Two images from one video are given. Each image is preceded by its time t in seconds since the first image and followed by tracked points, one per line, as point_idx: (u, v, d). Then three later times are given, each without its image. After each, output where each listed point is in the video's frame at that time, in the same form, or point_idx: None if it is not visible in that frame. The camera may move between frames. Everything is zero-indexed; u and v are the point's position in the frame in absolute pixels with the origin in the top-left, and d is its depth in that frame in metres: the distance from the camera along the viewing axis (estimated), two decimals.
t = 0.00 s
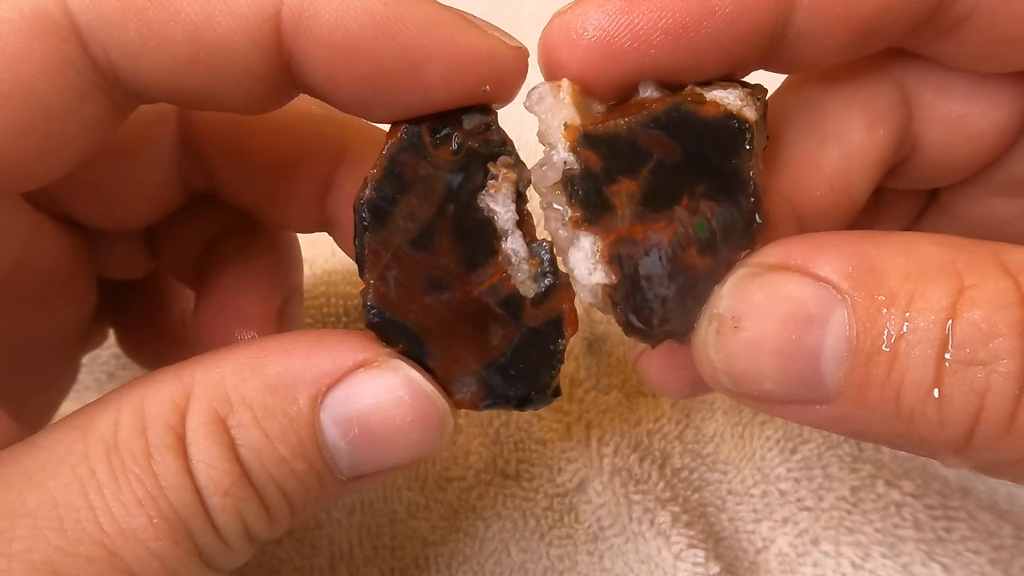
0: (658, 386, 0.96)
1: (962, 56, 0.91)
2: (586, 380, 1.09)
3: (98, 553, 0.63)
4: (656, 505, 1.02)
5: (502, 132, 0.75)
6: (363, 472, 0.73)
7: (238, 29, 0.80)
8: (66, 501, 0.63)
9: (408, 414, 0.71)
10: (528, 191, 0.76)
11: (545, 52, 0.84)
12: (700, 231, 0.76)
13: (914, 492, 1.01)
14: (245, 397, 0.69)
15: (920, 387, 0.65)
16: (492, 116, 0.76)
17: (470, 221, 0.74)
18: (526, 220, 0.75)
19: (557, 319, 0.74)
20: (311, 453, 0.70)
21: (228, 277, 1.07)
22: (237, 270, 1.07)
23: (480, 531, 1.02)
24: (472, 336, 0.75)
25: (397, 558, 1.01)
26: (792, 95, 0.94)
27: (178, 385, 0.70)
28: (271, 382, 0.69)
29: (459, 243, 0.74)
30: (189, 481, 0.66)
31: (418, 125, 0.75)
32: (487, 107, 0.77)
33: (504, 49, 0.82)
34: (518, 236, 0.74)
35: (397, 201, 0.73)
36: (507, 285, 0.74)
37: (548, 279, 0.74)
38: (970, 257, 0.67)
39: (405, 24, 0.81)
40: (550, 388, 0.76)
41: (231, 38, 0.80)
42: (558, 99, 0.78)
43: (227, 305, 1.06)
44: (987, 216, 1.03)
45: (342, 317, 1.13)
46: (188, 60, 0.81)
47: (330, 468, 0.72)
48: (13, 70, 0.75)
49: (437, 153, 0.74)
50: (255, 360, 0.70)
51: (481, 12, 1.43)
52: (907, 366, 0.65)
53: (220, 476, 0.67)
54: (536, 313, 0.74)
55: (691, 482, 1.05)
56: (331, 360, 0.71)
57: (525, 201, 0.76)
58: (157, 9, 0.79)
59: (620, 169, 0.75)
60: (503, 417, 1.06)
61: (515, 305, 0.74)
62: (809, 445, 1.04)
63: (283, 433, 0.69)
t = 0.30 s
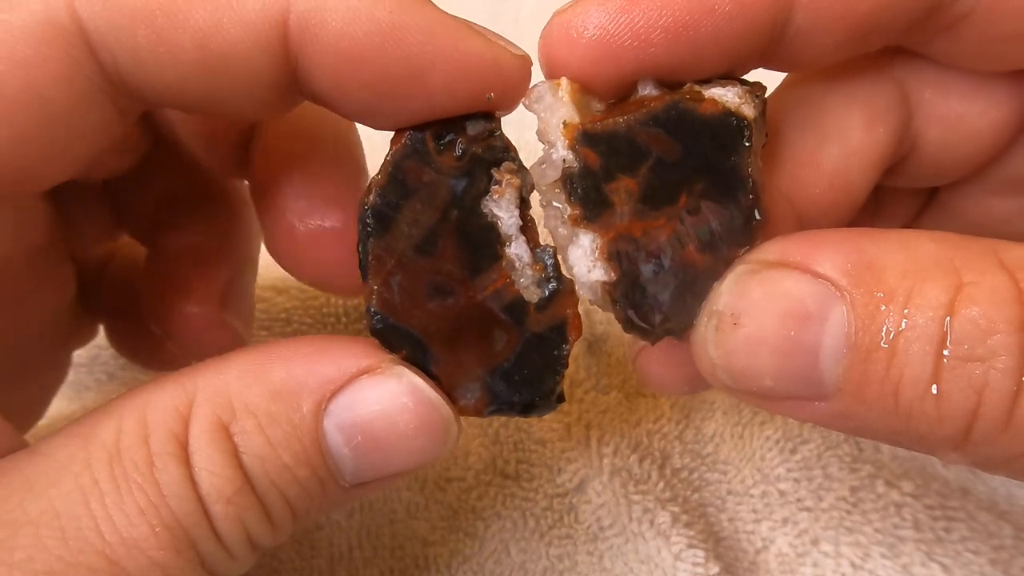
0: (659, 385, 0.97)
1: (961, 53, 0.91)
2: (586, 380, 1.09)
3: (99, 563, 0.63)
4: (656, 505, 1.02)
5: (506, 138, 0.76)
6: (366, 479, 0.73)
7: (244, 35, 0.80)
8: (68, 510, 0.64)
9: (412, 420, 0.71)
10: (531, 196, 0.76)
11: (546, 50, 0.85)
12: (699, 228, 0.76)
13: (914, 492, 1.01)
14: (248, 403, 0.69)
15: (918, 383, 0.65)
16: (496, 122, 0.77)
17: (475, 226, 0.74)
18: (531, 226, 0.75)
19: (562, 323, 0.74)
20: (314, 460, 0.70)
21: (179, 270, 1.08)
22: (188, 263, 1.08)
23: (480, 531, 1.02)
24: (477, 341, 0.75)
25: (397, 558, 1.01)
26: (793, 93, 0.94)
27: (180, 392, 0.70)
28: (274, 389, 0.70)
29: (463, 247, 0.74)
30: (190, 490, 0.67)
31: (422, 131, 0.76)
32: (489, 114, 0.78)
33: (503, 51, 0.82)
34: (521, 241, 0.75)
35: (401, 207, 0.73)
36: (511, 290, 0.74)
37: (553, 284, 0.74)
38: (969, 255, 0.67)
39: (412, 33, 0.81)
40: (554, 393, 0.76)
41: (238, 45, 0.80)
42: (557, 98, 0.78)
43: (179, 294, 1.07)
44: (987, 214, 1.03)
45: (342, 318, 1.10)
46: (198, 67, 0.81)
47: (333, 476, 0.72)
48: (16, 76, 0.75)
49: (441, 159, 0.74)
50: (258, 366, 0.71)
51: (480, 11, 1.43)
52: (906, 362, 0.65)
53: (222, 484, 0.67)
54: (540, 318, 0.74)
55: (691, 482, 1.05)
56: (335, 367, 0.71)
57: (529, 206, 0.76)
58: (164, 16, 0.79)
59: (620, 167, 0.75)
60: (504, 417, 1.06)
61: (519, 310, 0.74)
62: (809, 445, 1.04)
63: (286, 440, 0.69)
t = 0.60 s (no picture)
0: (659, 382, 0.97)
1: (954, 56, 0.92)
2: (585, 380, 1.09)
3: (116, 547, 0.66)
4: (656, 505, 1.03)
5: (500, 130, 0.78)
6: (372, 463, 0.74)
7: (249, 32, 0.82)
8: (84, 498, 0.66)
9: (416, 406, 0.72)
10: (527, 186, 0.79)
11: (546, 54, 0.86)
12: (698, 227, 0.77)
13: (914, 492, 1.02)
14: (255, 390, 0.71)
15: (912, 379, 0.66)
16: (490, 115, 0.79)
17: (472, 216, 0.76)
18: (526, 214, 0.78)
19: (558, 310, 0.77)
20: (322, 448, 0.72)
21: (84, 237, 1.12)
22: (98, 228, 1.11)
23: (480, 530, 1.03)
24: (477, 329, 0.77)
25: (398, 558, 1.03)
26: (790, 96, 0.95)
27: (189, 381, 0.71)
28: (282, 376, 0.71)
29: (461, 238, 0.76)
30: (202, 476, 0.69)
31: (417, 124, 0.77)
32: (484, 106, 0.79)
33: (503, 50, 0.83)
34: (518, 229, 0.77)
35: (399, 199, 0.75)
36: (509, 279, 0.76)
37: (549, 271, 0.77)
38: (961, 255, 0.68)
39: (410, 27, 0.83)
40: (554, 376, 0.78)
41: (237, 38, 0.82)
42: (557, 100, 0.79)
43: (113, 253, 1.12)
44: (986, 214, 1.04)
45: (342, 318, 1.09)
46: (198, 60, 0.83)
47: (339, 460, 0.73)
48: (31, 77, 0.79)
49: (436, 151, 0.76)
50: (263, 355, 0.72)
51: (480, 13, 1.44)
52: (900, 359, 0.66)
53: (233, 470, 0.70)
54: (537, 305, 0.77)
55: (691, 482, 1.06)
56: (338, 355, 0.72)
57: (524, 196, 0.79)
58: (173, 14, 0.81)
59: (618, 169, 0.77)
60: (503, 417, 1.07)
61: (517, 297, 0.76)
62: (809, 445, 1.05)
63: (296, 426, 0.71)
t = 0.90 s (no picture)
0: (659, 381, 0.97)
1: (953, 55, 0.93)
2: (586, 379, 1.10)
3: (115, 549, 0.66)
4: (656, 505, 1.04)
5: (505, 124, 0.78)
6: (367, 461, 0.75)
7: (248, 33, 0.83)
8: (81, 501, 0.67)
9: (412, 404, 0.73)
10: (529, 183, 0.78)
11: (544, 47, 0.87)
12: (700, 225, 0.77)
13: (914, 492, 1.02)
14: (249, 391, 0.71)
15: (914, 375, 0.66)
16: (494, 108, 0.79)
17: (473, 212, 0.77)
18: (528, 212, 0.78)
19: (558, 308, 0.77)
20: (316, 445, 0.72)
21: (76, 223, 1.14)
22: (86, 213, 1.13)
23: (480, 530, 1.03)
24: (475, 328, 0.78)
25: (397, 557, 1.03)
26: (789, 96, 0.95)
27: (182, 381, 0.72)
28: (275, 376, 0.71)
29: (462, 234, 0.77)
30: (197, 476, 0.69)
31: (420, 118, 0.78)
32: (490, 100, 0.80)
33: (504, 50, 0.84)
34: (520, 227, 0.77)
35: (400, 193, 0.76)
36: (510, 276, 0.77)
37: (550, 270, 0.77)
38: (965, 253, 0.69)
39: (415, 23, 0.84)
40: (551, 377, 0.78)
41: (237, 37, 0.83)
42: (561, 99, 0.79)
43: (102, 233, 1.14)
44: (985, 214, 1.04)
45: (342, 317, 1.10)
46: (200, 58, 0.83)
47: (334, 458, 0.74)
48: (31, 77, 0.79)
49: (440, 145, 0.76)
50: (259, 354, 0.73)
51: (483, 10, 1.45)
52: (903, 356, 0.66)
53: (229, 470, 0.70)
54: (537, 303, 0.77)
55: (691, 482, 1.06)
56: (333, 353, 0.73)
57: (527, 193, 0.79)
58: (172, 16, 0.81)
59: (622, 167, 0.77)
60: (503, 417, 1.07)
61: (518, 295, 0.77)
62: (809, 445, 1.05)
63: (290, 426, 0.71)
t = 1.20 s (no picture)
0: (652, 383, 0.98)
1: (948, 59, 0.94)
2: (586, 379, 1.10)
3: (115, 552, 0.67)
4: (656, 505, 1.04)
5: (500, 125, 0.79)
6: (366, 461, 0.75)
7: (246, 37, 0.83)
8: (81, 504, 0.67)
9: (410, 405, 0.73)
10: (525, 183, 0.79)
11: (541, 52, 0.86)
12: (694, 231, 0.78)
13: (914, 492, 1.03)
14: (248, 393, 0.72)
15: (898, 387, 0.67)
16: (490, 110, 0.80)
17: (468, 211, 0.77)
18: (523, 213, 0.78)
19: (556, 308, 0.77)
20: (315, 446, 0.73)
21: (75, 222, 1.14)
22: (85, 215, 1.14)
23: (480, 530, 1.04)
24: (472, 329, 0.78)
25: (397, 557, 1.04)
26: (786, 96, 0.96)
27: (180, 384, 0.72)
28: (275, 377, 0.72)
29: (457, 235, 0.77)
30: (197, 477, 0.70)
31: (416, 119, 0.78)
32: (487, 102, 0.81)
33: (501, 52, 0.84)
34: (516, 227, 0.77)
35: (396, 194, 0.76)
36: (506, 276, 0.77)
37: (546, 270, 0.77)
38: (949, 263, 0.70)
39: (416, 25, 0.84)
40: (549, 377, 0.78)
41: (239, 39, 0.83)
42: (559, 101, 0.79)
43: (101, 234, 1.14)
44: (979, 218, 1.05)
45: (342, 316, 1.10)
46: (203, 61, 0.84)
47: (332, 460, 0.74)
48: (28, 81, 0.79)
49: (435, 146, 0.77)
50: (258, 356, 0.73)
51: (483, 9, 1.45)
52: (887, 365, 0.67)
53: (228, 472, 0.71)
54: (534, 303, 0.77)
55: (691, 482, 1.06)
56: (332, 354, 0.74)
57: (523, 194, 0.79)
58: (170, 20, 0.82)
59: (618, 170, 0.77)
60: (503, 417, 1.08)
61: (514, 295, 0.77)
62: (809, 445, 1.06)
63: (288, 428, 0.72)
